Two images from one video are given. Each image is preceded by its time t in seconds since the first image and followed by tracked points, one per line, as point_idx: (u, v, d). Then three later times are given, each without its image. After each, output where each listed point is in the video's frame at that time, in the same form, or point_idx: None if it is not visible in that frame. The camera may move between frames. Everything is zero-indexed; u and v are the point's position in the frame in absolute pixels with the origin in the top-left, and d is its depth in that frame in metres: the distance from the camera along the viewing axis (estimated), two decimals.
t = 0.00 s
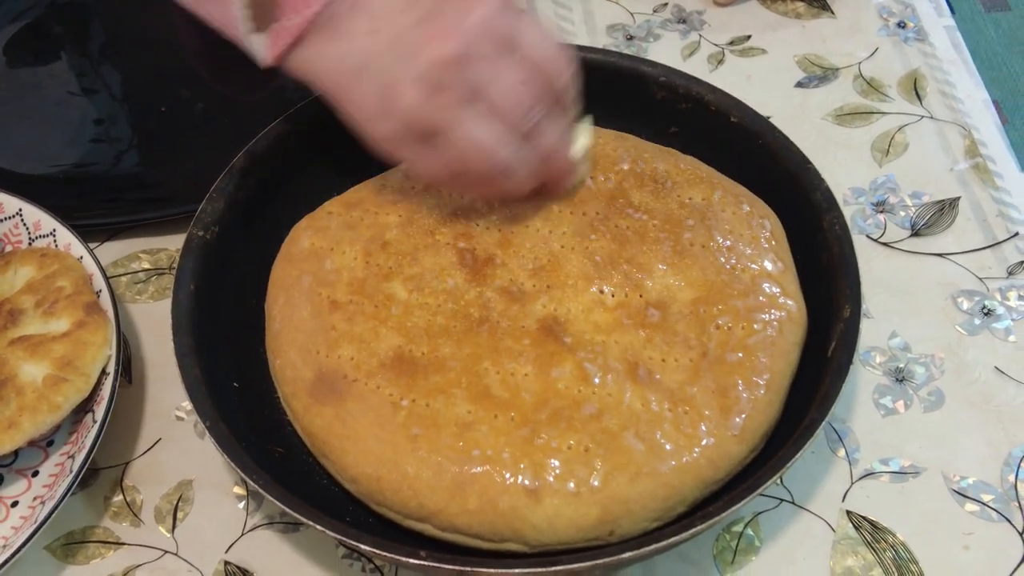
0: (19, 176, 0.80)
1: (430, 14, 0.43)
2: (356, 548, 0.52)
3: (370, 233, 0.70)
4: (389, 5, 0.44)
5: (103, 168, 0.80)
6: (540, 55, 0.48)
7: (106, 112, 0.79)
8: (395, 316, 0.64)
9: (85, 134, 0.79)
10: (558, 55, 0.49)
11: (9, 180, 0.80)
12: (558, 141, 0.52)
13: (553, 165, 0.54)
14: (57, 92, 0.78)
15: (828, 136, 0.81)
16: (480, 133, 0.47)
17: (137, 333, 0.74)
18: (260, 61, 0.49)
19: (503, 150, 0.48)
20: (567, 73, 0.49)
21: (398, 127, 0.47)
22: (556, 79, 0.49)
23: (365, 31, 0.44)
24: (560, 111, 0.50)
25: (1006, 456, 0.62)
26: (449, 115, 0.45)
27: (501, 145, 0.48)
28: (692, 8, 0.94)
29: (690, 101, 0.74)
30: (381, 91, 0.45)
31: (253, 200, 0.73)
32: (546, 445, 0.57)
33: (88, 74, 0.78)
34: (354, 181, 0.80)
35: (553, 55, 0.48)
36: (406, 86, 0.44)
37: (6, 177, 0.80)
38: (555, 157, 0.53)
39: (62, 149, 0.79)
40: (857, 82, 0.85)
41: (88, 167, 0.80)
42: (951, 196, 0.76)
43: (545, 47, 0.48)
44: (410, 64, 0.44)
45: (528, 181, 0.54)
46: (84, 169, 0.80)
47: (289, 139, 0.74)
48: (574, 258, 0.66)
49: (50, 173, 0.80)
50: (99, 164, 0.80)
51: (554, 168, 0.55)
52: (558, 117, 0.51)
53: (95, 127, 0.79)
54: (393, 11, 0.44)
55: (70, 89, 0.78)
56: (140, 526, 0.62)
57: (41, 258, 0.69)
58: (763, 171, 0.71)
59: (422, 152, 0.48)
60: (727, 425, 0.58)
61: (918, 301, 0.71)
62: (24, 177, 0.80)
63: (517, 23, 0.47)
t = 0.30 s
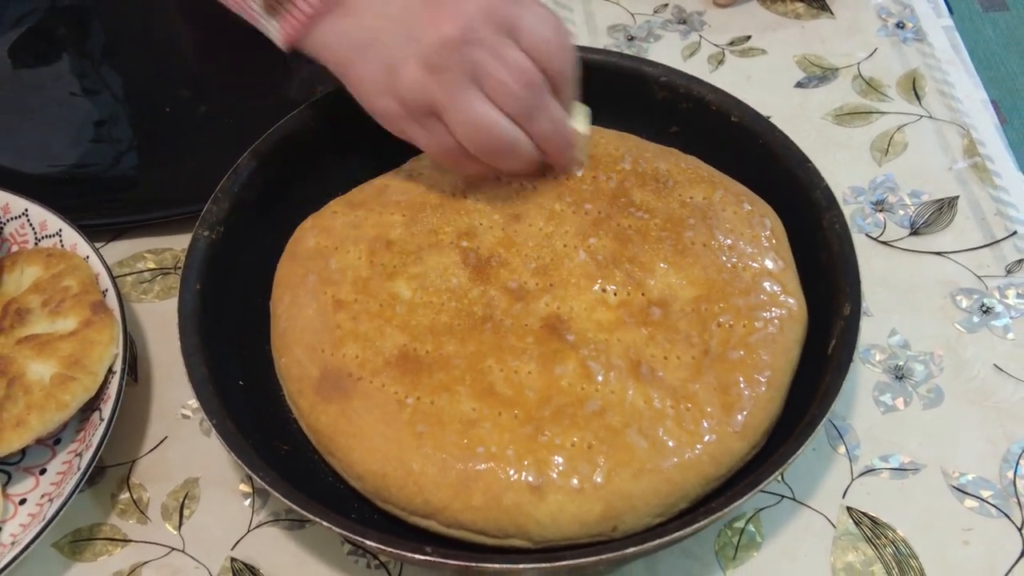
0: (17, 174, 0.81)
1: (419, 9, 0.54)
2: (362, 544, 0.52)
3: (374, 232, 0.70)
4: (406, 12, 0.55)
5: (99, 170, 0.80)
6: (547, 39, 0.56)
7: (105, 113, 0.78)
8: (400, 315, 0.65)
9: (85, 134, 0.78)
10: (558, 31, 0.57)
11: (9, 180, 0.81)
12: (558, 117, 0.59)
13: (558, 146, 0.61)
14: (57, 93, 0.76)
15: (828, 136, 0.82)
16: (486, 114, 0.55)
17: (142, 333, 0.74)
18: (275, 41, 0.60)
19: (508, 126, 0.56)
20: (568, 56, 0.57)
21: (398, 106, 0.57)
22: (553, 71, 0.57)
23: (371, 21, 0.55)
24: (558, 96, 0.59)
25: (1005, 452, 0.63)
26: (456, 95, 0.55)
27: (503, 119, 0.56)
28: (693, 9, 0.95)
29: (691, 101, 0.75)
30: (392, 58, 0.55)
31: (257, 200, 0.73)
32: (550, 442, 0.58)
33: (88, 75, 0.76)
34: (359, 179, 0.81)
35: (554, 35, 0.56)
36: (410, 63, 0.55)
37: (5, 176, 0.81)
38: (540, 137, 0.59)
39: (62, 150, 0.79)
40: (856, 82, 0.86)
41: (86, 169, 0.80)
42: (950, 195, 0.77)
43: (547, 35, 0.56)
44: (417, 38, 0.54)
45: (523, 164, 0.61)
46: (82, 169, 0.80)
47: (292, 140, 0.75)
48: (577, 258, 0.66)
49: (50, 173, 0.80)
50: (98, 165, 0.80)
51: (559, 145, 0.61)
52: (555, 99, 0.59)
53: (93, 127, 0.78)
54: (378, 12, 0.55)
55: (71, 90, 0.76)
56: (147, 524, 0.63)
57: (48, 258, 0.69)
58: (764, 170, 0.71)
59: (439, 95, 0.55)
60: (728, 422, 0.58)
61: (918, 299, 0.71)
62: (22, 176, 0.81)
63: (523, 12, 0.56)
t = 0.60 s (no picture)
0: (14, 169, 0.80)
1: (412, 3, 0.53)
2: (367, 537, 0.52)
3: (378, 228, 0.70)
4: None
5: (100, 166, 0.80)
6: (526, 34, 0.57)
7: (106, 111, 0.82)
8: (404, 310, 0.65)
9: (85, 129, 0.81)
10: (542, 28, 0.58)
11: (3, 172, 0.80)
12: (537, 109, 0.60)
13: (529, 137, 0.63)
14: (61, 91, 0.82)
15: (829, 132, 0.82)
16: (461, 100, 0.56)
17: (146, 329, 0.74)
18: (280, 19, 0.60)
19: (483, 113, 0.57)
20: (548, 47, 0.59)
21: (378, 83, 0.57)
22: (540, 57, 0.58)
23: None
24: (539, 85, 0.61)
25: (1007, 446, 0.63)
26: (432, 81, 0.55)
27: (479, 107, 0.57)
28: (694, 6, 0.95)
29: (693, 97, 0.75)
30: (383, 32, 0.55)
31: (261, 197, 0.74)
32: (554, 436, 0.58)
33: (89, 74, 0.83)
34: (363, 175, 0.81)
35: (538, 29, 0.57)
36: (396, 41, 0.54)
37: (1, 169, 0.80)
38: (543, 129, 0.62)
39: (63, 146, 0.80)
40: (857, 78, 0.86)
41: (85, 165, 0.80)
42: (951, 191, 0.77)
43: (529, 23, 0.57)
44: (401, 20, 0.54)
45: (506, 151, 0.63)
46: (82, 165, 0.80)
47: (297, 137, 0.75)
48: (580, 253, 0.66)
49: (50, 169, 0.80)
50: (97, 161, 0.80)
51: (541, 146, 0.64)
52: (536, 88, 0.60)
53: (95, 125, 0.81)
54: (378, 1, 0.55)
55: (73, 89, 0.82)
56: (152, 518, 0.63)
57: (52, 254, 0.70)
58: (766, 165, 0.72)
59: (399, 109, 0.59)
60: (731, 416, 0.58)
61: (920, 295, 0.71)
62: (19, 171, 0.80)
63: (501, 12, 0.56)
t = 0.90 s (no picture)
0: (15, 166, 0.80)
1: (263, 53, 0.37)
2: (367, 535, 0.53)
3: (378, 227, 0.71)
4: (248, 24, 0.37)
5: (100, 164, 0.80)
6: (368, 116, 0.40)
7: (106, 110, 0.76)
8: (404, 309, 0.65)
9: (85, 129, 0.77)
10: (387, 120, 0.41)
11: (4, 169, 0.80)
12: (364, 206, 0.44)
13: (358, 224, 0.47)
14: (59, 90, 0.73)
15: (827, 131, 0.83)
16: (267, 179, 0.39)
17: (147, 327, 0.75)
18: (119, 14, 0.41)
19: (293, 202, 0.40)
20: (391, 129, 0.42)
21: (201, 143, 0.39)
22: (377, 151, 0.41)
23: (225, 41, 0.37)
24: (374, 180, 0.43)
25: (1005, 444, 0.63)
26: (241, 153, 0.38)
27: (293, 194, 0.39)
28: (693, 5, 0.95)
29: (691, 96, 0.76)
30: (210, 94, 0.37)
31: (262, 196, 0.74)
32: (553, 433, 0.58)
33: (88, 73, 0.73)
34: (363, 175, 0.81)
35: (379, 113, 0.41)
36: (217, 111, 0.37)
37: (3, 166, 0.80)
38: (370, 223, 0.48)
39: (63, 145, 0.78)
40: (855, 77, 0.87)
41: (85, 163, 0.80)
42: (948, 190, 0.78)
43: (374, 109, 0.40)
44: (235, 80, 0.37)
45: (323, 229, 0.46)
46: (82, 164, 0.80)
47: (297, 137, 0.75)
48: (579, 252, 0.67)
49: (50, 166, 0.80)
50: (97, 160, 0.80)
51: (370, 227, 0.49)
52: (372, 184, 0.43)
53: (95, 125, 0.77)
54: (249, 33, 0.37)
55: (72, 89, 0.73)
56: (153, 515, 0.63)
57: (54, 252, 0.70)
58: (764, 164, 0.72)
59: (224, 169, 0.39)
60: (729, 414, 0.59)
61: (917, 293, 0.72)
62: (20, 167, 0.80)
63: (344, 81, 0.39)
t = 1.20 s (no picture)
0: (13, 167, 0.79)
1: (188, 107, 0.45)
2: (367, 534, 0.53)
3: (377, 227, 0.71)
4: (183, 76, 0.46)
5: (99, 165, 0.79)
6: (278, 187, 0.45)
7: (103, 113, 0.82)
8: (402, 309, 0.65)
9: (85, 129, 0.81)
10: (298, 191, 0.46)
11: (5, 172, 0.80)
12: (271, 278, 0.51)
13: (272, 297, 0.53)
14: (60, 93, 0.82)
15: (825, 131, 0.83)
16: (179, 245, 0.47)
17: (147, 326, 0.75)
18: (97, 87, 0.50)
19: (198, 260, 0.48)
20: (306, 207, 0.47)
21: (121, 192, 0.47)
22: (294, 225, 0.47)
23: (158, 88, 0.46)
24: (278, 260, 0.50)
25: (1003, 442, 0.63)
26: (151, 211, 0.46)
27: (196, 254, 0.48)
28: (692, 5, 0.95)
29: (690, 96, 0.76)
30: (130, 152, 0.46)
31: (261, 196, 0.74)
32: (552, 433, 0.58)
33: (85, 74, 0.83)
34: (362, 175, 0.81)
35: (292, 186, 0.46)
36: (133, 163, 0.45)
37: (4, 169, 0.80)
38: (281, 296, 0.53)
39: (65, 143, 0.80)
40: (854, 77, 0.87)
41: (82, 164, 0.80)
42: (947, 189, 0.78)
43: (289, 181, 0.46)
44: (160, 132, 0.45)
45: (241, 300, 0.53)
46: (81, 164, 0.80)
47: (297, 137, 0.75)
48: (577, 251, 0.67)
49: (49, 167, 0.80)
50: (97, 159, 0.79)
51: (284, 304, 0.55)
52: (275, 261, 0.50)
53: (95, 125, 0.81)
54: (178, 86, 0.46)
55: (72, 90, 0.83)
56: (152, 515, 0.64)
57: (54, 253, 0.70)
58: (763, 163, 0.72)
59: (135, 226, 0.47)
60: (727, 413, 0.59)
61: (916, 292, 0.72)
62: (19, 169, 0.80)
63: (256, 157, 0.45)
